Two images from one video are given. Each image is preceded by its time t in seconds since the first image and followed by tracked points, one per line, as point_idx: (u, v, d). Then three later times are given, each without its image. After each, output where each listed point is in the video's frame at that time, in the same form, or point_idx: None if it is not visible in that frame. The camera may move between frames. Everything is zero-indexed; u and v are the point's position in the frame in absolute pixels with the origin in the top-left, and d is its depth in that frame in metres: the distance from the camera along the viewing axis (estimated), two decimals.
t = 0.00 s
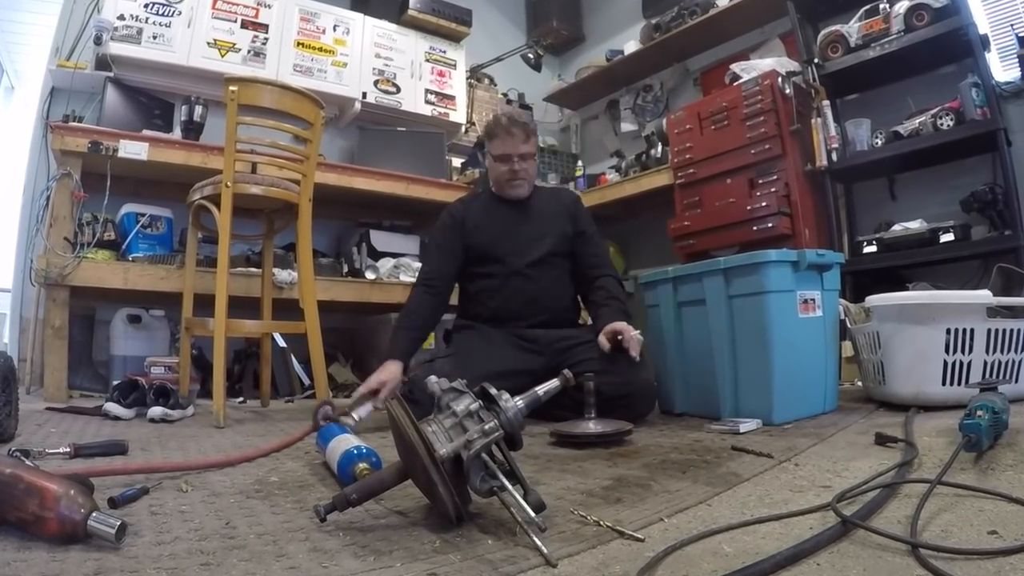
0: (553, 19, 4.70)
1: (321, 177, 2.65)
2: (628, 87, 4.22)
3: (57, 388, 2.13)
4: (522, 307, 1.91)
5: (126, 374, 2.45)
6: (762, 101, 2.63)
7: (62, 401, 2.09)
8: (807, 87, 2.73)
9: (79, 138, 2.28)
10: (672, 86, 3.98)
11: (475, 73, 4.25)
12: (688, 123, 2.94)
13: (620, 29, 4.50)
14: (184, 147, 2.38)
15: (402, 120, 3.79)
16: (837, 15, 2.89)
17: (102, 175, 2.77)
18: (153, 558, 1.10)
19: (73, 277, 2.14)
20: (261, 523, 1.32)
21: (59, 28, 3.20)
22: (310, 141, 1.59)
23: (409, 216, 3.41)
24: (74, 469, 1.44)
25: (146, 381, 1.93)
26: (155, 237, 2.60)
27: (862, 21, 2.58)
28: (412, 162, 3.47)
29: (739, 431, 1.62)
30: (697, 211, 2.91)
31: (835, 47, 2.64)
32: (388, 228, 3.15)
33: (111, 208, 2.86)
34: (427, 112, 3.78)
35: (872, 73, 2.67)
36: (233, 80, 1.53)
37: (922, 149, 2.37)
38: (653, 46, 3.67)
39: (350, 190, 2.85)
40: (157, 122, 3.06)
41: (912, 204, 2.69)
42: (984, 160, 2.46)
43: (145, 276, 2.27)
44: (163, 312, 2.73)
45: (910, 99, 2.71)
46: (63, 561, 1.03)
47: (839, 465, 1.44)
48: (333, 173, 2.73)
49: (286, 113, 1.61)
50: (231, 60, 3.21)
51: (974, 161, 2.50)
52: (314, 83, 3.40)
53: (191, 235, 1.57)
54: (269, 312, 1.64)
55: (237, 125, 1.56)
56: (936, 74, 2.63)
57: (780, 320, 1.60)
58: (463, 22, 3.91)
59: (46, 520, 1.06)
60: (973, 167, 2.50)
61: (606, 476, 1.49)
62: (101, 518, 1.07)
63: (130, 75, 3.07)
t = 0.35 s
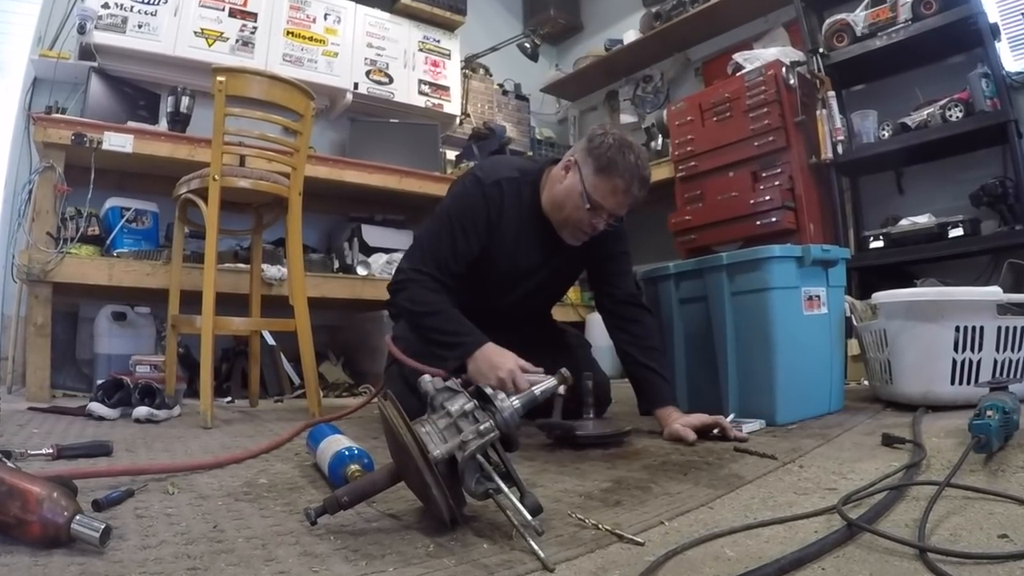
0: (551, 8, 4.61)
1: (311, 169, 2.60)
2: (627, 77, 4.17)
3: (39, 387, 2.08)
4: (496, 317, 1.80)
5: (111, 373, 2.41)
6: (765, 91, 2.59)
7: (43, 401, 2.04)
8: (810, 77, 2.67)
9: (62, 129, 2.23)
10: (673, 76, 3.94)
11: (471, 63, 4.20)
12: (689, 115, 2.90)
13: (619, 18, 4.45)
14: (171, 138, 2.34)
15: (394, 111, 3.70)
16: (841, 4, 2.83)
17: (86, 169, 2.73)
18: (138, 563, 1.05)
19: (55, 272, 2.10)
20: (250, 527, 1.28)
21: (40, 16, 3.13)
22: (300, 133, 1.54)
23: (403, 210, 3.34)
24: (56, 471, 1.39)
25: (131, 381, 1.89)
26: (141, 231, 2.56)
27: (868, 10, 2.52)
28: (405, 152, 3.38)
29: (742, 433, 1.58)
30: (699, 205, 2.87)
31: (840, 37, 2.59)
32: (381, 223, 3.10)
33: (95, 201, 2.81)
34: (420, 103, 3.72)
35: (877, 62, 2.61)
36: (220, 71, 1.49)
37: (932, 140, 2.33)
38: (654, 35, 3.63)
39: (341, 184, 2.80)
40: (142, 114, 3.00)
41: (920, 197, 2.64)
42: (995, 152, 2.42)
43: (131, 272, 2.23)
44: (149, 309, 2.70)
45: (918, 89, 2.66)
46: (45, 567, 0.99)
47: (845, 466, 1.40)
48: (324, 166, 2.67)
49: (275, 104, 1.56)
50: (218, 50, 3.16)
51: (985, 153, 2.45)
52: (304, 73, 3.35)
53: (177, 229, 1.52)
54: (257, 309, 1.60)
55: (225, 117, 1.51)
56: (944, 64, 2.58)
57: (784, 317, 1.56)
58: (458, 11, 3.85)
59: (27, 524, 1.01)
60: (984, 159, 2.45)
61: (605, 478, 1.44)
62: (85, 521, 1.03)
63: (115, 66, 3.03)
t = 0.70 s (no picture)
0: None
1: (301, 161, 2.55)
2: (626, 67, 4.12)
3: (22, 386, 2.04)
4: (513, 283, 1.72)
5: (94, 372, 2.37)
6: (769, 82, 2.55)
7: (26, 401, 2.00)
8: (816, 67, 2.63)
9: (44, 120, 2.18)
10: (673, 66, 3.89)
11: (465, 51, 4.13)
12: (690, 106, 2.85)
13: (618, 7, 4.41)
14: (156, 130, 2.31)
15: (386, 102, 3.64)
16: None
17: (69, 161, 2.66)
18: (122, 568, 1.02)
19: (37, 267, 2.08)
20: (238, 530, 1.23)
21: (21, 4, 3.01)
22: (289, 125, 1.50)
23: (396, 204, 3.28)
24: (38, 472, 1.34)
25: (115, 380, 1.84)
26: (125, 226, 2.51)
27: None
28: (397, 143, 3.31)
29: (745, 434, 1.53)
30: (700, 199, 2.82)
31: (847, 25, 2.54)
32: (373, 217, 3.03)
33: (78, 195, 2.75)
34: (414, 93, 3.64)
35: (885, 51, 2.57)
36: (207, 60, 1.44)
37: (940, 132, 2.28)
38: (655, 23, 3.57)
39: (332, 176, 2.75)
40: (127, 105, 2.91)
41: (928, 191, 2.60)
42: (1007, 144, 2.37)
43: (116, 268, 2.19)
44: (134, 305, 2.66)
45: (927, 79, 2.62)
46: (26, 572, 0.96)
47: (851, 468, 1.35)
48: (314, 159, 2.62)
49: (264, 95, 1.52)
50: (206, 39, 3.07)
51: (997, 145, 2.41)
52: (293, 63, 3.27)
53: (163, 223, 1.48)
54: (246, 306, 1.55)
55: (212, 108, 1.47)
56: (953, 53, 2.54)
57: (788, 314, 1.52)
58: None
59: (8, 527, 0.99)
60: (995, 151, 2.41)
61: (603, 481, 1.39)
62: (68, 525, 1.00)
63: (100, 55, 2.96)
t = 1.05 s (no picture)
0: None
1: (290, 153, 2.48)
2: (625, 57, 4.04)
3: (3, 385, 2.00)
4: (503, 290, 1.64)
5: (76, 371, 2.33)
6: (774, 71, 2.48)
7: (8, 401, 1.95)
8: (821, 57, 2.58)
9: (25, 112, 2.12)
10: (675, 55, 3.82)
11: (459, 40, 4.01)
12: (692, 96, 2.78)
13: None
14: (139, 121, 2.25)
15: (380, 92, 3.52)
16: None
17: (51, 153, 2.58)
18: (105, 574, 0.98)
19: (18, 263, 2.03)
20: (225, 534, 1.19)
21: None
22: (278, 116, 1.45)
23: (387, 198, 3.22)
24: (17, 475, 1.30)
25: (99, 379, 1.80)
26: (109, 220, 2.47)
27: None
28: (388, 135, 3.17)
29: (748, 435, 1.49)
30: (702, 192, 2.76)
31: (852, 14, 2.49)
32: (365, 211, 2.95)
33: (60, 188, 2.69)
34: (406, 84, 3.52)
35: (892, 41, 2.52)
36: (192, 50, 1.40)
37: (947, 123, 2.24)
38: (655, 11, 3.47)
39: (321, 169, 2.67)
40: (110, 96, 2.80)
41: (936, 184, 2.56)
42: (1018, 136, 2.34)
43: (98, 262, 2.15)
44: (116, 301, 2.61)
45: (935, 70, 2.57)
46: None
47: (857, 470, 1.30)
48: (302, 150, 2.54)
49: (251, 85, 1.47)
50: (192, 28, 2.93)
51: (1007, 137, 2.37)
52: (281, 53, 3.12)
53: (147, 219, 1.44)
54: (234, 302, 1.52)
55: (198, 98, 1.42)
56: (962, 43, 2.50)
57: (793, 310, 1.47)
58: None
59: None
60: (1006, 143, 2.37)
61: (602, 483, 1.34)
62: (49, 529, 0.99)
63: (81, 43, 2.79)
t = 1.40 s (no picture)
0: None
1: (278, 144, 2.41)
2: (625, 45, 3.88)
3: None
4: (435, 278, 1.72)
5: (57, 370, 2.28)
6: (777, 60, 2.40)
7: None
8: (826, 46, 2.49)
9: (6, 101, 2.08)
10: (675, 44, 3.67)
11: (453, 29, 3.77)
12: (694, 86, 2.69)
13: None
14: (124, 112, 2.20)
15: (371, 82, 3.41)
16: None
17: (30, 144, 2.53)
18: None
19: None
20: (211, 538, 1.14)
21: None
22: (266, 106, 1.41)
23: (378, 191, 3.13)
24: None
25: (81, 378, 1.75)
26: (91, 214, 2.43)
27: None
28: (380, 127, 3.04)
29: (751, 435, 1.45)
30: (704, 184, 2.66)
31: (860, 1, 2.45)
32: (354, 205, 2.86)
33: (41, 181, 2.62)
34: (398, 73, 3.39)
35: (902, 28, 2.46)
36: (178, 38, 1.35)
37: (957, 114, 2.18)
38: None
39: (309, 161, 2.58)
40: (93, 86, 2.70)
41: (946, 177, 2.51)
42: None
43: (80, 258, 2.10)
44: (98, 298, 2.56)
45: (945, 58, 2.52)
46: None
47: (865, 472, 1.26)
48: (291, 142, 2.47)
49: (238, 75, 1.43)
50: (177, 16, 2.85)
51: (1019, 128, 2.32)
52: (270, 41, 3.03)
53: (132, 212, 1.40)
54: (219, 299, 1.48)
55: (183, 88, 1.38)
56: (973, 30, 2.44)
57: (797, 307, 1.43)
58: None
59: None
60: (1017, 135, 2.32)
61: (600, 485, 1.30)
62: (29, 532, 0.97)
63: (63, 32, 2.69)
